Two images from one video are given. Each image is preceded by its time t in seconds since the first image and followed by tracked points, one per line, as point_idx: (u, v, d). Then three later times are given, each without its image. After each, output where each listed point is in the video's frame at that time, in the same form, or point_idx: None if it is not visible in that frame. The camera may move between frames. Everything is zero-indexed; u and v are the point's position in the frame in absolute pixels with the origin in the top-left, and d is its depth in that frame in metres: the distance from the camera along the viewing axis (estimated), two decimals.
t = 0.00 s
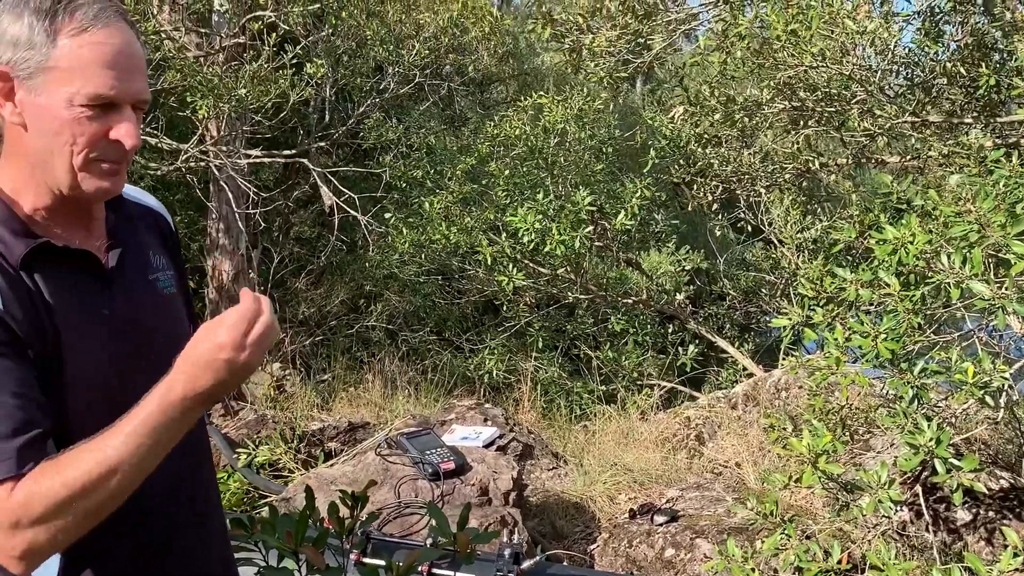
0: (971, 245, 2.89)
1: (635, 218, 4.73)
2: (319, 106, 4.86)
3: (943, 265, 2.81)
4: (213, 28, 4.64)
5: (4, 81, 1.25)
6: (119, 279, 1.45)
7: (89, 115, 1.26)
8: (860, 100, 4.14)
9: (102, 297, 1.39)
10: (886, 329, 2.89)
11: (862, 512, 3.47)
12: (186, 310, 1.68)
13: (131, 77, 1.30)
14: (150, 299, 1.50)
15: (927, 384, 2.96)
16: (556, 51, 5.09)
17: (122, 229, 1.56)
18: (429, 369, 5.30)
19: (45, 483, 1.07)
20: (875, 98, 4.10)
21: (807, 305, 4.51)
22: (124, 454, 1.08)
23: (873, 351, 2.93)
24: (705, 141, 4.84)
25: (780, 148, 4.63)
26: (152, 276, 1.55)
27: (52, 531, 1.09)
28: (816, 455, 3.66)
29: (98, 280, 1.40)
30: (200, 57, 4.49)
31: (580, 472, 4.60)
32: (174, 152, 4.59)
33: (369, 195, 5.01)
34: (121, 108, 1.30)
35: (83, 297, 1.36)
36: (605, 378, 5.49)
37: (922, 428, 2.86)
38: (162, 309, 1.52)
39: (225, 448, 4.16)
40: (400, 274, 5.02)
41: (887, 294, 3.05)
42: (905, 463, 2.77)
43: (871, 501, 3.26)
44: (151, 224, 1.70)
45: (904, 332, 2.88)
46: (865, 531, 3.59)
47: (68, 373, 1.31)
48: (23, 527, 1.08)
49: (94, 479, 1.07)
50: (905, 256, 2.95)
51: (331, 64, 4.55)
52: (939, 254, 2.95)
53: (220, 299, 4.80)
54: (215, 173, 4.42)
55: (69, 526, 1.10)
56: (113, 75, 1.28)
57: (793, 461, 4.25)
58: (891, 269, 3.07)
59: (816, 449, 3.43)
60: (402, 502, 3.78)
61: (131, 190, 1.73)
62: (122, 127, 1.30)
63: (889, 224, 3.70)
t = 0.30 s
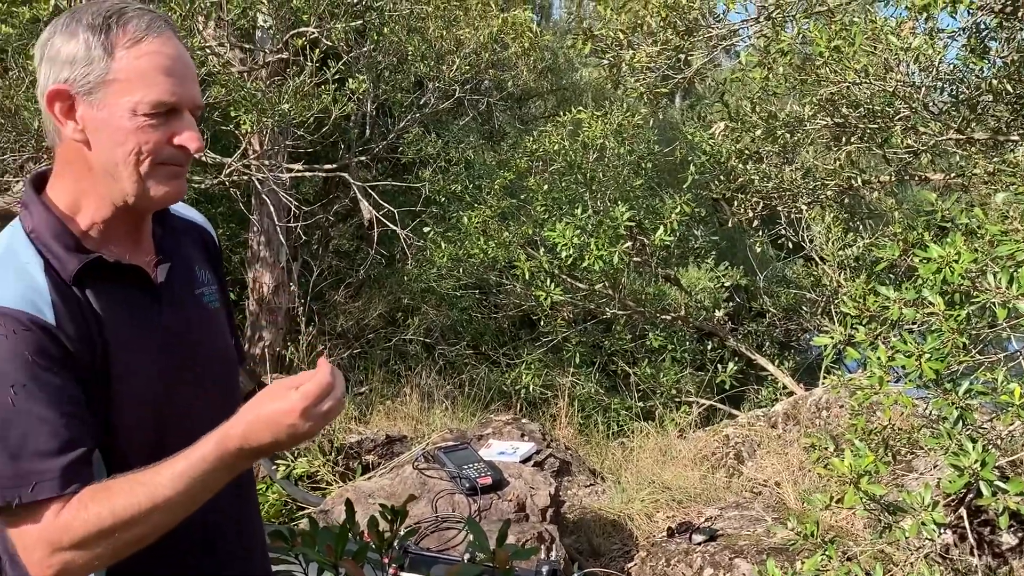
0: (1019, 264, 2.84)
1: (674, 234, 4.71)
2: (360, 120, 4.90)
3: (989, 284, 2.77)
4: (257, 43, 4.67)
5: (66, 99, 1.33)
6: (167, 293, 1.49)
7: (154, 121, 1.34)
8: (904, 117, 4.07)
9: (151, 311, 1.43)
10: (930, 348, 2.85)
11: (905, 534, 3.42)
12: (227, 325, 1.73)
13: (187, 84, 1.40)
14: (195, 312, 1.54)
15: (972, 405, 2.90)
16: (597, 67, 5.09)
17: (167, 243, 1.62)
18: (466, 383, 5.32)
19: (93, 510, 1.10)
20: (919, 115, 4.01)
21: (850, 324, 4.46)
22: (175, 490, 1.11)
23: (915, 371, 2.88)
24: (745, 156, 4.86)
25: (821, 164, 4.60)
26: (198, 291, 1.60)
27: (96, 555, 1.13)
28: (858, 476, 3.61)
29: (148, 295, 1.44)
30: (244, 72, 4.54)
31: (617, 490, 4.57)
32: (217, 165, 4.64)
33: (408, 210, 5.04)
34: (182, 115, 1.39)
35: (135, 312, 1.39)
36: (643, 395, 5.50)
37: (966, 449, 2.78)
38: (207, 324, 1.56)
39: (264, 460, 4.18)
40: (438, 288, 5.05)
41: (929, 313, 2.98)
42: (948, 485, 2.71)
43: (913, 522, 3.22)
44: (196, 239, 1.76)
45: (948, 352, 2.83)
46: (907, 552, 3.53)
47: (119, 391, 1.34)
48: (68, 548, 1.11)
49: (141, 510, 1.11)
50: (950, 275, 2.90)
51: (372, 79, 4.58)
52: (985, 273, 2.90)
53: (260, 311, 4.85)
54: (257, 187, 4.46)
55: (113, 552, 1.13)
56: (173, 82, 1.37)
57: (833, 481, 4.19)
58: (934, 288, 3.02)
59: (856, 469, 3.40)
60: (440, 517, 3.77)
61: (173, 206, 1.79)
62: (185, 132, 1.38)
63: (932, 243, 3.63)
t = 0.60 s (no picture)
0: None
1: (705, 244, 4.69)
2: (391, 130, 4.92)
3: None
4: (291, 53, 4.70)
5: (101, 105, 1.42)
6: (198, 298, 1.59)
7: (187, 127, 1.44)
8: (939, 127, 3.96)
9: (183, 318, 1.52)
10: (966, 361, 2.80)
11: (940, 550, 3.38)
12: (254, 330, 1.82)
13: (219, 91, 1.50)
14: (223, 319, 1.63)
15: (1009, 419, 2.85)
16: (629, 76, 5.08)
17: (198, 252, 1.73)
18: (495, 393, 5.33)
19: (120, 524, 1.17)
20: (955, 125, 3.90)
21: (885, 336, 4.42)
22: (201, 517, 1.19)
23: (952, 385, 2.83)
24: (778, 166, 4.85)
25: (855, 175, 4.56)
26: (227, 298, 1.69)
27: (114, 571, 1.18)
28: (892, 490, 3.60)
29: (180, 301, 1.53)
30: (278, 82, 4.57)
31: (647, 501, 4.53)
32: (250, 173, 4.67)
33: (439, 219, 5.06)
34: (214, 120, 1.48)
35: (166, 317, 1.48)
36: (673, 406, 5.51)
37: (1004, 465, 2.73)
38: (234, 330, 1.66)
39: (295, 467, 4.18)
40: (468, 297, 5.07)
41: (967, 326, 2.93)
42: (985, 501, 2.67)
43: (948, 538, 3.18)
44: (223, 247, 1.86)
45: (984, 366, 2.77)
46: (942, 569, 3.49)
47: (150, 394, 1.42)
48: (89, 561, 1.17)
49: (167, 530, 1.18)
50: (988, 287, 2.84)
51: (404, 88, 4.59)
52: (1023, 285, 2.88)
53: (291, 319, 4.88)
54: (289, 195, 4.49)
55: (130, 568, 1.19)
56: (206, 89, 1.47)
57: (867, 496, 4.13)
58: (971, 299, 2.97)
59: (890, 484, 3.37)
60: (469, 526, 3.75)
61: (204, 216, 1.88)
62: (217, 138, 1.48)
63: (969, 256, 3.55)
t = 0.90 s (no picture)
0: None
1: (735, 249, 4.67)
2: (420, 133, 4.94)
3: None
4: (321, 57, 4.72)
5: (124, 110, 1.44)
6: (223, 290, 1.63)
7: (206, 136, 1.45)
8: (973, 132, 3.91)
9: (208, 307, 1.56)
10: (1000, 369, 2.78)
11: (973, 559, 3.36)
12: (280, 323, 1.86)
13: (240, 100, 1.51)
14: (248, 310, 1.67)
15: None
16: (659, 80, 5.09)
17: (225, 247, 1.76)
18: (523, 397, 5.34)
19: (162, 476, 1.15)
20: (989, 130, 3.84)
21: (917, 343, 4.39)
22: (227, 445, 1.13)
23: (985, 392, 2.81)
24: (810, 171, 4.82)
25: (886, 180, 4.52)
26: (251, 291, 1.73)
27: (179, 525, 1.16)
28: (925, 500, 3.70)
29: (206, 292, 1.57)
30: (308, 86, 4.60)
31: (675, 507, 4.50)
32: (280, 176, 4.70)
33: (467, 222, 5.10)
34: (233, 129, 1.49)
35: (192, 308, 1.53)
36: (701, 412, 5.52)
37: None
38: (258, 320, 1.70)
39: (323, 468, 4.19)
40: (495, 300, 5.07)
41: (1001, 333, 2.90)
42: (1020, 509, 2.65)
43: (980, 547, 3.14)
44: (250, 243, 1.89)
45: (1020, 373, 2.75)
46: None
47: (177, 380, 1.47)
48: (151, 519, 1.16)
49: (214, 458, 1.13)
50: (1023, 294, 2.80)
51: (433, 92, 4.60)
52: None
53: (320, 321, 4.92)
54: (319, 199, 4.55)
55: (194, 515, 1.15)
56: (226, 99, 1.47)
57: (898, 504, 4.10)
58: (1005, 306, 2.93)
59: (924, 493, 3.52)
60: (496, 530, 3.75)
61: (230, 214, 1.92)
62: (235, 147, 1.49)
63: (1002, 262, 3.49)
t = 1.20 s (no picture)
0: None
1: (768, 249, 4.65)
2: (452, 132, 4.95)
3: None
4: (355, 56, 4.72)
5: (168, 112, 1.44)
6: (263, 287, 1.62)
7: (248, 142, 1.42)
8: (1013, 133, 3.84)
9: (250, 303, 1.56)
10: None
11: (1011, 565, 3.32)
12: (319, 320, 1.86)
13: (284, 106, 1.47)
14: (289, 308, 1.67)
15: None
16: (693, 79, 5.08)
17: (266, 244, 1.75)
18: (553, 396, 5.35)
19: (203, 460, 1.18)
20: None
21: (952, 346, 4.35)
22: (259, 416, 1.18)
23: None
24: (845, 171, 4.84)
25: (923, 181, 4.48)
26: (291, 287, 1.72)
27: (231, 501, 1.19)
28: (959, 505, 3.67)
29: (246, 288, 1.57)
30: (342, 84, 4.61)
31: (706, 508, 4.47)
32: (313, 174, 4.72)
33: (499, 221, 5.13)
34: (275, 135, 1.46)
35: (235, 303, 1.52)
36: (733, 413, 5.50)
37: None
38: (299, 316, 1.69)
39: (354, 465, 4.20)
40: (525, 299, 5.12)
41: None
42: None
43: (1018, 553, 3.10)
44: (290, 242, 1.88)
45: None
46: None
47: (220, 373, 1.47)
48: (203, 501, 1.18)
49: (254, 428, 1.18)
50: None
51: (466, 92, 4.60)
52: None
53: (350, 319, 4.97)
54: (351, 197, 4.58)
55: (244, 486, 1.19)
56: (269, 106, 1.44)
57: (932, 508, 4.06)
58: None
59: (959, 497, 3.60)
60: (527, 528, 3.74)
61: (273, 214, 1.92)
62: (277, 153, 1.46)
63: None
